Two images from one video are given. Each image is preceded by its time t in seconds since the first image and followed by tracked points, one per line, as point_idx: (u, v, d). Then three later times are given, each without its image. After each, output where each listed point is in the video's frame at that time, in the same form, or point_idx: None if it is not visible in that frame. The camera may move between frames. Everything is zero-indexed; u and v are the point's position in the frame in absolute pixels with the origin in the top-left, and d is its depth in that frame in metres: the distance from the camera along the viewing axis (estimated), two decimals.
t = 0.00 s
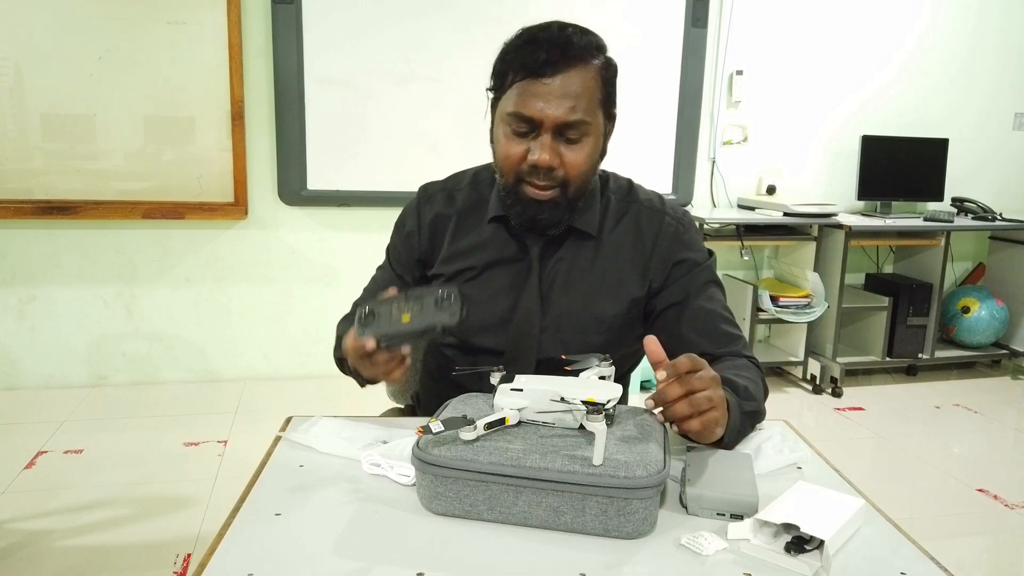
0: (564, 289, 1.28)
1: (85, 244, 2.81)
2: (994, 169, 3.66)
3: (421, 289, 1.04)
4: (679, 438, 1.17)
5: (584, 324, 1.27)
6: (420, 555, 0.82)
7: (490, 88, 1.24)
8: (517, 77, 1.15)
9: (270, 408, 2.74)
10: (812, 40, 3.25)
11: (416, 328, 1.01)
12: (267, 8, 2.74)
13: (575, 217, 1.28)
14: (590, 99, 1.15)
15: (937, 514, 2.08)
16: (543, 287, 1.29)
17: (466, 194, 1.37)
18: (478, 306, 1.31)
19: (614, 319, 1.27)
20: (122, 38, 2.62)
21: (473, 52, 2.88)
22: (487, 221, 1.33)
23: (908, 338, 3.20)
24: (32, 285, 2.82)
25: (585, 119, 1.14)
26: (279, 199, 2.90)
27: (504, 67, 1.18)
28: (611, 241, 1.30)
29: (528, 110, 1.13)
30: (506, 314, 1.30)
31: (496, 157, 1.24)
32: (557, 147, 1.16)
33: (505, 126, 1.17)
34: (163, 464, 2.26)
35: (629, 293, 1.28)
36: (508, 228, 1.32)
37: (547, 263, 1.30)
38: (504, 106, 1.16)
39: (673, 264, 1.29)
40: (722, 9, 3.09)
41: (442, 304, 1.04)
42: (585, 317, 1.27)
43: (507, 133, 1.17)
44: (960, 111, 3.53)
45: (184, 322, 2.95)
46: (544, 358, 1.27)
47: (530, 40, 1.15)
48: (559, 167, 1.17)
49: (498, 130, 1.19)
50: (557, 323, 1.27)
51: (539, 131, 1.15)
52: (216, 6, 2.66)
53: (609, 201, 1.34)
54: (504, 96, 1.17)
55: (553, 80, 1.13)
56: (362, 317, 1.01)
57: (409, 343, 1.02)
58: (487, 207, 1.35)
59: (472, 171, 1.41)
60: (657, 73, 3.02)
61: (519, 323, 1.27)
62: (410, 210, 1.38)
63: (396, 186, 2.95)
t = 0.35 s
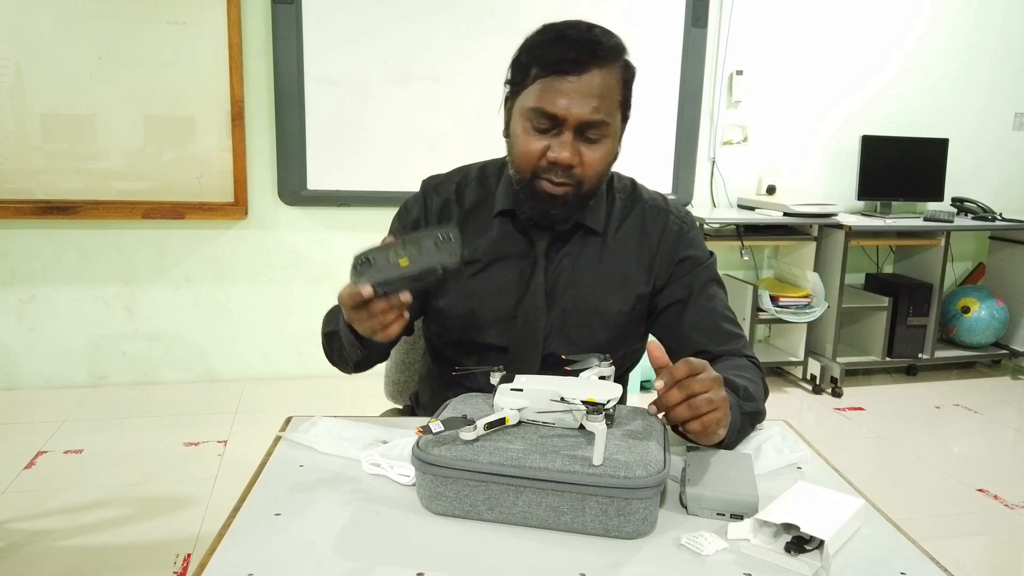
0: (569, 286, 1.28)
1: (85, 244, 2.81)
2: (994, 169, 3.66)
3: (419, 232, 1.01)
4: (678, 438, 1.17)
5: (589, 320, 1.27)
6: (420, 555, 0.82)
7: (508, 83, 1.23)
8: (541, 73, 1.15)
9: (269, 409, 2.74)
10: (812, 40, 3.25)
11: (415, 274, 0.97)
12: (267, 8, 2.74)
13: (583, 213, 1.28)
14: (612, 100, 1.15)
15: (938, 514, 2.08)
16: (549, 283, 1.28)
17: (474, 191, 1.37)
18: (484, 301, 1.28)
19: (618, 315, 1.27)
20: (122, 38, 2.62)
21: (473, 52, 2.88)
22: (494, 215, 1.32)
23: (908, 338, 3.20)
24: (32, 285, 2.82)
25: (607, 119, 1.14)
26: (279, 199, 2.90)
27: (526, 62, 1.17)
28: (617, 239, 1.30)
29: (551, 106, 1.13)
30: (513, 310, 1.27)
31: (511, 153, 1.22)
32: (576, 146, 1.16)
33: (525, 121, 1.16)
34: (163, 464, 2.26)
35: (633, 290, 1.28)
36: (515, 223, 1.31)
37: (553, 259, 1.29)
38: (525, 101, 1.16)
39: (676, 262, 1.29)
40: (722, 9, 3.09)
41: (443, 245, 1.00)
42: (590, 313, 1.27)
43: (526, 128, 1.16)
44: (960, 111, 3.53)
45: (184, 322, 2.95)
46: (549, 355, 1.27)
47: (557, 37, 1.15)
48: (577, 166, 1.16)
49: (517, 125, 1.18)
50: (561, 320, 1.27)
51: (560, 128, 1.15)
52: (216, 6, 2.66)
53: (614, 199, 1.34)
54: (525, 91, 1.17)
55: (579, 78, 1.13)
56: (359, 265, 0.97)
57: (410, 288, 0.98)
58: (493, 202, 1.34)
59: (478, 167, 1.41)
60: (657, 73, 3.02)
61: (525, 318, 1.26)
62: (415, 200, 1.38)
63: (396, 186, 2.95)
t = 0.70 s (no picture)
0: (572, 289, 1.28)
1: (85, 244, 2.81)
2: (994, 169, 3.66)
3: (399, 297, 1.03)
4: (679, 438, 1.17)
5: (594, 322, 1.27)
6: (420, 555, 0.82)
7: (497, 89, 1.23)
8: (528, 77, 1.15)
9: (269, 408, 2.74)
10: (812, 39, 3.25)
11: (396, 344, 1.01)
12: (267, 8, 2.74)
13: (585, 215, 1.27)
14: (601, 97, 1.15)
15: (938, 514, 2.08)
16: (553, 286, 1.29)
17: (474, 195, 1.37)
18: (487, 306, 1.30)
19: (622, 317, 1.27)
20: (122, 38, 2.62)
21: (473, 52, 2.88)
22: (495, 221, 1.33)
23: (908, 338, 3.20)
24: (32, 285, 2.81)
25: (598, 117, 1.14)
26: (279, 199, 2.90)
27: (513, 67, 1.17)
28: (619, 240, 1.30)
29: (540, 109, 1.13)
30: (516, 314, 1.28)
31: (507, 159, 1.23)
32: (570, 146, 1.16)
33: (517, 126, 1.17)
34: (163, 464, 2.26)
35: (636, 291, 1.27)
36: (517, 227, 1.32)
37: (556, 262, 1.29)
38: (515, 106, 1.16)
39: (677, 262, 1.28)
40: (722, 9, 3.09)
41: (422, 313, 1.00)
42: (593, 314, 1.27)
43: (519, 133, 1.17)
44: (960, 111, 3.53)
45: (184, 322, 2.95)
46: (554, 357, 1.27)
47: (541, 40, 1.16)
48: (572, 165, 1.17)
49: (509, 131, 1.18)
50: (565, 323, 1.27)
51: (551, 130, 1.15)
52: (216, 6, 2.66)
53: (615, 200, 1.34)
54: (514, 96, 1.17)
55: (566, 78, 1.13)
56: (345, 334, 1.04)
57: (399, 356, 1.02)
58: (494, 206, 1.35)
59: (478, 172, 1.41)
60: (657, 73, 3.02)
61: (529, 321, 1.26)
62: (415, 208, 1.38)
63: (396, 186, 2.95)
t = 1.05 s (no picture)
0: (571, 288, 1.28)
1: (85, 244, 2.81)
2: (994, 169, 3.66)
3: (397, 280, 1.01)
4: (678, 438, 1.17)
5: (592, 322, 1.27)
6: (420, 555, 0.82)
7: (481, 96, 1.24)
8: (510, 75, 1.16)
9: (269, 408, 2.74)
10: (812, 39, 3.25)
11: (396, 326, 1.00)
12: (267, 8, 2.74)
13: (582, 212, 1.28)
14: (585, 82, 1.15)
15: (937, 514, 2.08)
16: (551, 285, 1.29)
17: (471, 195, 1.37)
18: (486, 306, 1.30)
19: (620, 317, 1.27)
20: (121, 39, 2.62)
21: (473, 52, 2.88)
22: (492, 220, 1.33)
23: (908, 338, 3.20)
24: (32, 285, 2.81)
25: (585, 100, 1.15)
26: (279, 199, 2.90)
27: (493, 70, 1.19)
28: (617, 239, 1.30)
29: (528, 103, 1.14)
30: (515, 314, 1.28)
31: (503, 161, 1.23)
32: (563, 134, 1.16)
33: (508, 125, 1.17)
34: (163, 464, 2.26)
35: (635, 291, 1.28)
36: (514, 227, 1.32)
37: (554, 261, 1.30)
38: (503, 105, 1.17)
39: (676, 262, 1.28)
40: (722, 9, 3.09)
41: (420, 295, 0.99)
42: (592, 315, 1.27)
43: (511, 132, 1.17)
44: (960, 111, 3.53)
45: (184, 322, 2.95)
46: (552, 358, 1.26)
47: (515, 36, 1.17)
48: (569, 153, 1.17)
49: (501, 132, 1.19)
50: (565, 322, 1.27)
51: (542, 122, 1.15)
52: (217, 6, 2.66)
53: (613, 200, 1.34)
54: (500, 96, 1.18)
55: (548, 68, 1.13)
56: (344, 319, 1.04)
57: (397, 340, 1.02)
58: (491, 206, 1.35)
59: (475, 171, 1.41)
60: (657, 73, 3.02)
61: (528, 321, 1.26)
62: (412, 209, 1.38)
63: (396, 186, 2.95)
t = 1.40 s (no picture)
0: (568, 286, 1.28)
1: (86, 244, 2.81)
2: (994, 168, 3.66)
3: (384, 298, 1.07)
4: (678, 438, 1.17)
5: (590, 321, 1.27)
6: (420, 555, 0.82)
7: (484, 82, 1.26)
8: (514, 61, 1.17)
9: (269, 408, 2.74)
10: (812, 39, 3.25)
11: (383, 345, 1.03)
12: (267, 8, 2.74)
13: (576, 208, 1.29)
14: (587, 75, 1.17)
15: (938, 514, 2.08)
16: (548, 284, 1.29)
17: (466, 195, 1.36)
18: (483, 305, 1.29)
19: (618, 316, 1.27)
20: (121, 39, 2.62)
21: (473, 51, 2.88)
22: (488, 218, 1.32)
23: (908, 338, 3.20)
24: (31, 285, 2.81)
25: (584, 91, 1.16)
26: (279, 199, 2.90)
27: (497, 57, 1.21)
28: (613, 238, 1.30)
29: (528, 89, 1.15)
30: (512, 312, 1.28)
31: (499, 148, 1.24)
32: (560, 124, 1.17)
33: (506, 110, 1.19)
34: (163, 463, 2.26)
35: (632, 290, 1.27)
36: (511, 225, 1.32)
37: (550, 258, 1.30)
38: (503, 91, 1.18)
39: (674, 262, 1.28)
40: (722, 9, 3.09)
41: (406, 312, 1.04)
42: (590, 313, 1.27)
43: (509, 117, 1.19)
44: (960, 111, 3.53)
45: (184, 322, 2.95)
46: (551, 358, 1.26)
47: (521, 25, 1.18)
48: (564, 143, 1.18)
49: (499, 118, 1.20)
50: (563, 321, 1.26)
51: (541, 110, 1.16)
52: (217, 6, 2.66)
53: (610, 199, 1.34)
54: (501, 82, 1.20)
55: (550, 56, 1.15)
56: (332, 338, 1.06)
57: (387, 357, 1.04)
58: (487, 206, 1.35)
59: (472, 172, 1.41)
60: (657, 73, 3.02)
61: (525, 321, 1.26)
62: (409, 210, 1.38)
63: (396, 186, 2.95)
